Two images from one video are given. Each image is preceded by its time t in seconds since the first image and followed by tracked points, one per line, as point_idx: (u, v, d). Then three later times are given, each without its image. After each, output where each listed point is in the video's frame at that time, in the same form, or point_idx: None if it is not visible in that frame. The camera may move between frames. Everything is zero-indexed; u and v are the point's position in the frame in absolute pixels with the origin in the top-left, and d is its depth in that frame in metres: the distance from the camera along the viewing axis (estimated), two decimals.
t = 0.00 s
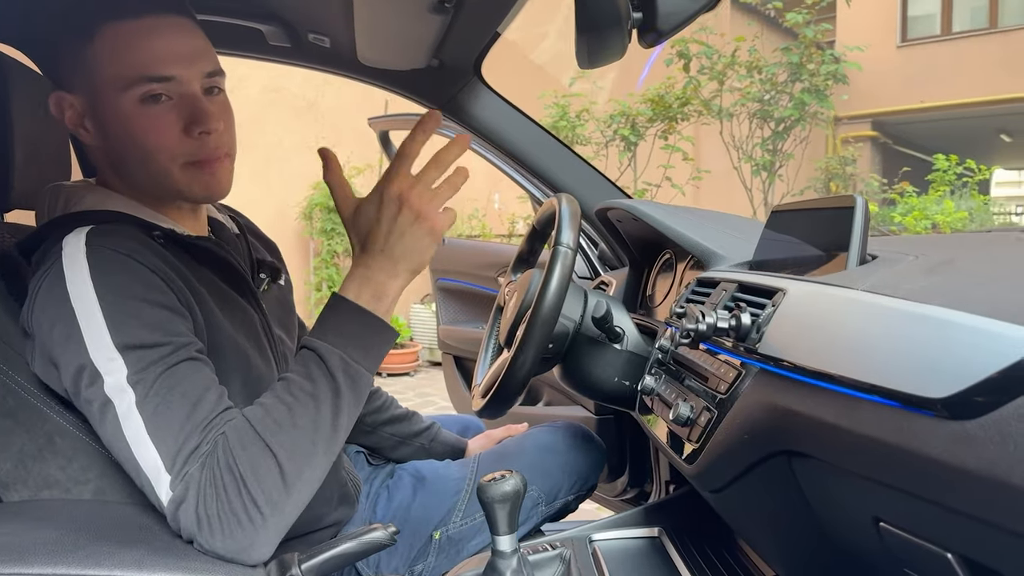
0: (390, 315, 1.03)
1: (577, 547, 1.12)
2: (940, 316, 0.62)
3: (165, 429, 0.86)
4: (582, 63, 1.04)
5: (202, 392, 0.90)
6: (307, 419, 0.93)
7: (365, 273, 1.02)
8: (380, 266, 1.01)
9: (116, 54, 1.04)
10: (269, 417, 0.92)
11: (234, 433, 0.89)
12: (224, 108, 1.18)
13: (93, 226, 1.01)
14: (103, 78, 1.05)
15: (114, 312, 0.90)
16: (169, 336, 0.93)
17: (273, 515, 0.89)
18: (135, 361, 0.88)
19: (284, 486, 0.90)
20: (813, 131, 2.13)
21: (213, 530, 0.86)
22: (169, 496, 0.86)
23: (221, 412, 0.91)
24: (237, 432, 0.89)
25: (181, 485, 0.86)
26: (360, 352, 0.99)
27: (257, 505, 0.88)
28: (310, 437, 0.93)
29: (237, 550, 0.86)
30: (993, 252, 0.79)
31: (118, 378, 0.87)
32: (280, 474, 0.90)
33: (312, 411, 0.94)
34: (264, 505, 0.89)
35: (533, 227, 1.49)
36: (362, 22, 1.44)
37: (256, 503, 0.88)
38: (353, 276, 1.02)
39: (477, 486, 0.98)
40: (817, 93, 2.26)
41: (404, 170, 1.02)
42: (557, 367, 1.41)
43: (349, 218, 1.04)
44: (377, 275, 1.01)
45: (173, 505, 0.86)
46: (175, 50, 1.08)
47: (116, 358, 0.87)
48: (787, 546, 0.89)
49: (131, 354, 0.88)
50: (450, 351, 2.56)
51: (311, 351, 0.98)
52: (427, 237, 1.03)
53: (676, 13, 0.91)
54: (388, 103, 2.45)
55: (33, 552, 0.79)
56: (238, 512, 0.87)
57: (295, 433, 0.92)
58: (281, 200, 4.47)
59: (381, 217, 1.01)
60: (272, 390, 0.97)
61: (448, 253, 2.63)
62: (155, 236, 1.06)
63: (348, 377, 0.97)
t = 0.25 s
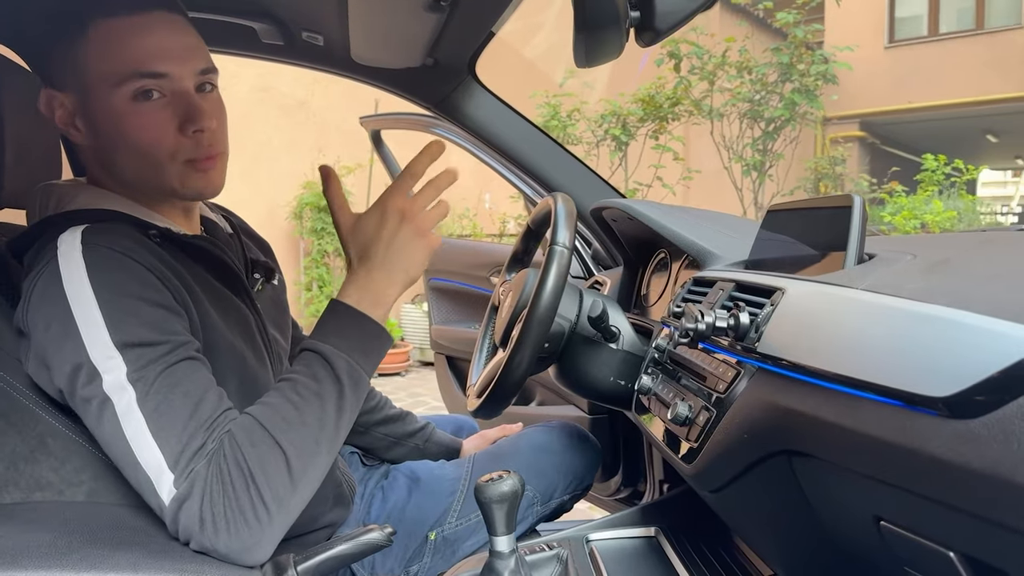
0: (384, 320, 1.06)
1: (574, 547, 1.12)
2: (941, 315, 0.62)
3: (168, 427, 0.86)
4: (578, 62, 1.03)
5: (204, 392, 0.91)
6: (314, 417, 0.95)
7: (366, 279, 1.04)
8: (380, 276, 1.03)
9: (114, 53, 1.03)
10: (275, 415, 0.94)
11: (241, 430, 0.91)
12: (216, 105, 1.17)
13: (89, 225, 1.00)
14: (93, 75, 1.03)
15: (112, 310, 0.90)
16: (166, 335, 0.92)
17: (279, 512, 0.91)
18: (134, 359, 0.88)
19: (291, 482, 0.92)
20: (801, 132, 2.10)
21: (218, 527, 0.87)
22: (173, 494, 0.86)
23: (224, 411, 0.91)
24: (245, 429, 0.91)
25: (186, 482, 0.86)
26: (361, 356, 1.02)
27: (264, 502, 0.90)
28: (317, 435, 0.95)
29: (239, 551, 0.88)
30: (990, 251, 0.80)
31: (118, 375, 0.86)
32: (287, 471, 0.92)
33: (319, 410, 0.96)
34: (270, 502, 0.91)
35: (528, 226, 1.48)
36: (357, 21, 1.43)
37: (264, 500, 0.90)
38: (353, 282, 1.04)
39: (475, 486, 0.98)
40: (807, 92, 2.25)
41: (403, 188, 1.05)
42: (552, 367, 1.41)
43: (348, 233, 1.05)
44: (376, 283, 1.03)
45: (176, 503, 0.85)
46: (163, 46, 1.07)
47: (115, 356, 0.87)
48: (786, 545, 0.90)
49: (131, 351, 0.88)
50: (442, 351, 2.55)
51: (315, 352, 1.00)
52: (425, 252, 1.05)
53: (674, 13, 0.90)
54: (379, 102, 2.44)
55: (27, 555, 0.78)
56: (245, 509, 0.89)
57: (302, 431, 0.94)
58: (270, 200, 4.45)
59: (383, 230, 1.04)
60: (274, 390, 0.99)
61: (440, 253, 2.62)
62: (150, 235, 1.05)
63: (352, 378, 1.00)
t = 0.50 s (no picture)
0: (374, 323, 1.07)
1: (572, 547, 1.11)
2: (944, 315, 0.62)
3: (174, 424, 0.86)
4: (577, 61, 1.03)
5: (207, 390, 0.91)
6: (318, 413, 0.96)
7: (350, 290, 1.05)
8: (366, 287, 1.06)
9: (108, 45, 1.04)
10: (280, 412, 0.95)
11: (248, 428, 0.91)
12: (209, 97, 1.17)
13: (82, 223, 0.99)
14: (86, 70, 1.04)
15: (113, 308, 0.89)
16: (166, 333, 0.92)
17: (287, 506, 0.92)
18: (136, 356, 0.87)
19: (298, 478, 0.93)
20: (794, 132, 2.13)
21: (228, 524, 0.86)
22: (180, 491, 0.85)
23: (228, 410, 0.92)
24: (253, 427, 0.92)
25: (195, 477, 0.86)
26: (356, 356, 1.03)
27: (273, 496, 0.91)
28: (320, 431, 0.96)
29: (248, 549, 0.88)
30: (990, 250, 0.80)
31: (119, 373, 0.85)
32: (296, 466, 0.93)
33: (321, 406, 0.97)
34: (278, 497, 0.91)
35: (524, 226, 1.48)
36: (352, 19, 1.42)
37: (272, 494, 0.91)
38: (338, 292, 1.05)
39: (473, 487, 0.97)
40: (798, 93, 2.26)
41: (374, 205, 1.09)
42: (548, 366, 1.40)
43: (325, 251, 1.08)
44: (361, 293, 1.05)
45: (184, 500, 0.84)
46: (158, 39, 1.08)
47: (115, 354, 0.86)
48: (787, 545, 0.89)
49: (132, 349, 0.87)
50: (436, 351, 2.54)
51: (316, 351, 1.01)
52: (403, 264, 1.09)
53: (673, 11, 0.90)
54: (372, 100, 2.43)
55: (21, 558, 0.77)
56: (255, 504, 0.89)
57: (307, 427, 0.95)
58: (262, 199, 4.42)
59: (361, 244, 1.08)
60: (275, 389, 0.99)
61: (433, 253, 2.61)
62: (144, 234, 1.04)
63: (352, 377, 1.02)
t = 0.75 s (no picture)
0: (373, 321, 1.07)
1: (572, 548, 1.11)
2: (947, 316, 0.62)
3: (169, 428, 0.85)
4: (578, 62, 1.03)
5: (203, 394, 0.90)
6: (316, 414, 0.95)
7: (350, 284, 1.06)
8: (365, 279, 1.07)
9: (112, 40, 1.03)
10: (277, 414, 0.93)
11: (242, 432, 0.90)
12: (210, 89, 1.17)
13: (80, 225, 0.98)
14: (92, 65, 1.03)
15: (110, 311, 0.88)
16: (165, 336, 0.91)
17: (283, 510, 0.91)
18: (132, 360, 0.86)
19: (294, 482, 0.92)
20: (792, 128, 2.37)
21: (223, 529, 0.85)
22: (174, 497, 0.84)
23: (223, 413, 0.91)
24: (248, 431, 0.90)
25: (188, 484, 0.85)
26: (354, 355, 1.02)
27: (268, 500, 0.89)
28: (318, 433, 0.95)
29: (245, 553, 0.86)
30: (989, 251, 0.80)
31: (116, 377, 0.85)
32: (291, 471, 0.92)
33: (319, 407, 0.96)
34: (275, 501, 0.90)
35: (522, 227, 1.48)
36: (351, 19, 1.42)
37: (268, 498, 0.89)
38: (337, 286, 1.05)
39: (475, 488, 0.97)
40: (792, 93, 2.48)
41: (368, 188, 1.10)
42: (547, 367, 1.40)
43: (323, 240, 1.08)
44: (361, 286, 1.06)
45: (179, 506, 0.84)
46: (152, 32, 1.06)
47: (112, 357, 0.85)
48: (789, 545, 0.90)
49: (129, 352, 0.87)
50: (432, 351, 2.54)
51: (312, 352, 1.00)
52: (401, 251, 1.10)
53: (675, 12, 0.90)
54: (367, 100, 2.43)
55: (21, 562, 0.77)
56: (250, 508, 0.88)
57: (305, 429, 0.94)
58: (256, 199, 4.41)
59: (359, 233, 1.08)
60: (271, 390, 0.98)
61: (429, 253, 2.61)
62: (144, 235, 1.04)
63: (349, 379, 1.00)
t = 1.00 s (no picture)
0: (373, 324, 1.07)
1: (571, 550, 1.11)
2: (946, 320, 0.63)
3: (168, 433, 0.85)
4: (576, 67, 1.03)
5: (202, 397, 0.89)
6: (315, 418, 0.95)
7: (353, 286, 1.06)
8: (368, 282, 1.07)
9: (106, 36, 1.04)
10: (276, 418, 0.93)
11: (241, 436, 0.89)
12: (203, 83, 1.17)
13: (79, 228, 0.98)
14: (85, 61, 1.03)
15: (109, 315, 0.88)
16: (163, 340, 0.91)
17: (282, 514, 0.91)
18: (131, 364, 0.86)
19: (294, 485, 0.92)
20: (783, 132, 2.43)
21: (222, 534, 0.85)
22: (173, 501, 0.84)
23: (223, 416, 0.90)
24: (248, 435, 0.90)
25: (187, 488, 0.85)
26: (352, 358, 1.02)
27: (267, 504, 0.89)
28: (317, 436, 0.95)
29: (243, 556, 0.87)
30: (986, 255, 0.81)
31: (114, 381, 0.85)
32: (290, 474, 0.92)
33: (318, 412, 0.96)
34: (274, 505, 0.90)
35: (519, 229, 1.48)
36: (348, 22, 1.42)
37: (267, 502, 0.89)
38: (339, 286, 1.06)
39: (474, 491, 0.98)
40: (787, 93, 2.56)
41: (381, 190, 1.10)
42: (544, 369, 1.41)
43: (329, 238, 1.08)
44: (364, 288, 1.06)
45: (177, 510, 0.84)
46: (138, 25, 1.07)
47: (111, 361, 0.85)
48: (787, 547, 0.90)
49: (128, 356, 0.86)
50: (427, 352, 2.54)
51: (310, 356, 1.00)
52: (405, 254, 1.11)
53: (672, 17, 0.94)
54: (362, 101, 2.43)
55: (20, 567, 0.77)
56: (249, 512, 0.88)
57: (304, 433, 0.94)
58: (251, 199, 4.41)
59: (366, 235, 1.08)
60: (270, 393, 0.98)
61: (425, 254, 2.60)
62: (141, 238, 1.03)
63: (348, 381, 1.00)
